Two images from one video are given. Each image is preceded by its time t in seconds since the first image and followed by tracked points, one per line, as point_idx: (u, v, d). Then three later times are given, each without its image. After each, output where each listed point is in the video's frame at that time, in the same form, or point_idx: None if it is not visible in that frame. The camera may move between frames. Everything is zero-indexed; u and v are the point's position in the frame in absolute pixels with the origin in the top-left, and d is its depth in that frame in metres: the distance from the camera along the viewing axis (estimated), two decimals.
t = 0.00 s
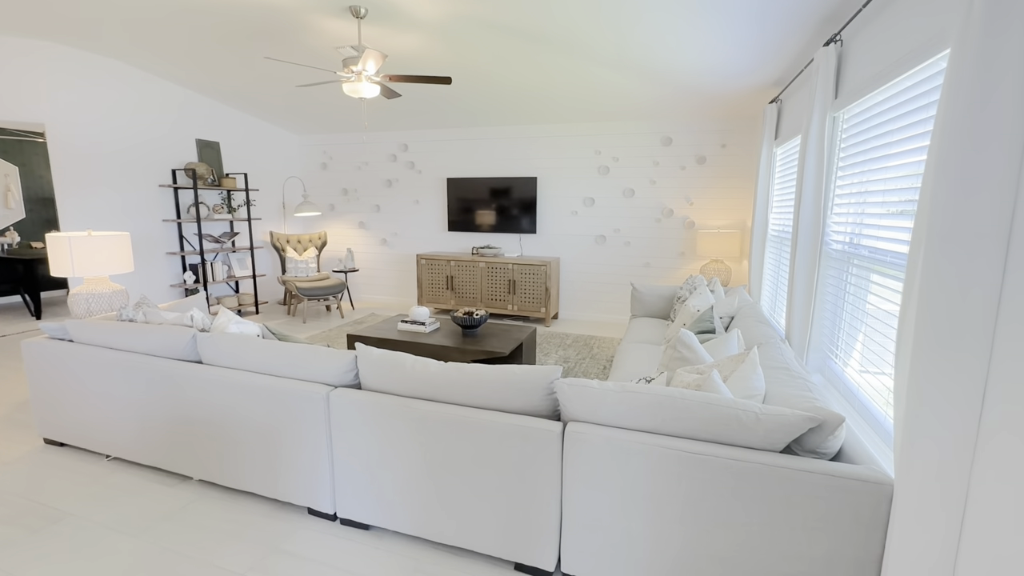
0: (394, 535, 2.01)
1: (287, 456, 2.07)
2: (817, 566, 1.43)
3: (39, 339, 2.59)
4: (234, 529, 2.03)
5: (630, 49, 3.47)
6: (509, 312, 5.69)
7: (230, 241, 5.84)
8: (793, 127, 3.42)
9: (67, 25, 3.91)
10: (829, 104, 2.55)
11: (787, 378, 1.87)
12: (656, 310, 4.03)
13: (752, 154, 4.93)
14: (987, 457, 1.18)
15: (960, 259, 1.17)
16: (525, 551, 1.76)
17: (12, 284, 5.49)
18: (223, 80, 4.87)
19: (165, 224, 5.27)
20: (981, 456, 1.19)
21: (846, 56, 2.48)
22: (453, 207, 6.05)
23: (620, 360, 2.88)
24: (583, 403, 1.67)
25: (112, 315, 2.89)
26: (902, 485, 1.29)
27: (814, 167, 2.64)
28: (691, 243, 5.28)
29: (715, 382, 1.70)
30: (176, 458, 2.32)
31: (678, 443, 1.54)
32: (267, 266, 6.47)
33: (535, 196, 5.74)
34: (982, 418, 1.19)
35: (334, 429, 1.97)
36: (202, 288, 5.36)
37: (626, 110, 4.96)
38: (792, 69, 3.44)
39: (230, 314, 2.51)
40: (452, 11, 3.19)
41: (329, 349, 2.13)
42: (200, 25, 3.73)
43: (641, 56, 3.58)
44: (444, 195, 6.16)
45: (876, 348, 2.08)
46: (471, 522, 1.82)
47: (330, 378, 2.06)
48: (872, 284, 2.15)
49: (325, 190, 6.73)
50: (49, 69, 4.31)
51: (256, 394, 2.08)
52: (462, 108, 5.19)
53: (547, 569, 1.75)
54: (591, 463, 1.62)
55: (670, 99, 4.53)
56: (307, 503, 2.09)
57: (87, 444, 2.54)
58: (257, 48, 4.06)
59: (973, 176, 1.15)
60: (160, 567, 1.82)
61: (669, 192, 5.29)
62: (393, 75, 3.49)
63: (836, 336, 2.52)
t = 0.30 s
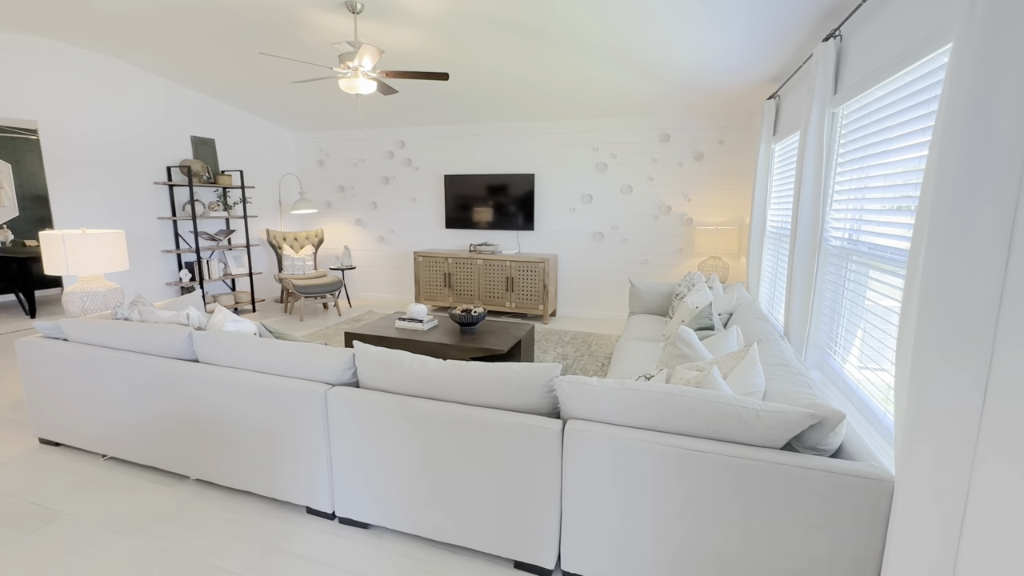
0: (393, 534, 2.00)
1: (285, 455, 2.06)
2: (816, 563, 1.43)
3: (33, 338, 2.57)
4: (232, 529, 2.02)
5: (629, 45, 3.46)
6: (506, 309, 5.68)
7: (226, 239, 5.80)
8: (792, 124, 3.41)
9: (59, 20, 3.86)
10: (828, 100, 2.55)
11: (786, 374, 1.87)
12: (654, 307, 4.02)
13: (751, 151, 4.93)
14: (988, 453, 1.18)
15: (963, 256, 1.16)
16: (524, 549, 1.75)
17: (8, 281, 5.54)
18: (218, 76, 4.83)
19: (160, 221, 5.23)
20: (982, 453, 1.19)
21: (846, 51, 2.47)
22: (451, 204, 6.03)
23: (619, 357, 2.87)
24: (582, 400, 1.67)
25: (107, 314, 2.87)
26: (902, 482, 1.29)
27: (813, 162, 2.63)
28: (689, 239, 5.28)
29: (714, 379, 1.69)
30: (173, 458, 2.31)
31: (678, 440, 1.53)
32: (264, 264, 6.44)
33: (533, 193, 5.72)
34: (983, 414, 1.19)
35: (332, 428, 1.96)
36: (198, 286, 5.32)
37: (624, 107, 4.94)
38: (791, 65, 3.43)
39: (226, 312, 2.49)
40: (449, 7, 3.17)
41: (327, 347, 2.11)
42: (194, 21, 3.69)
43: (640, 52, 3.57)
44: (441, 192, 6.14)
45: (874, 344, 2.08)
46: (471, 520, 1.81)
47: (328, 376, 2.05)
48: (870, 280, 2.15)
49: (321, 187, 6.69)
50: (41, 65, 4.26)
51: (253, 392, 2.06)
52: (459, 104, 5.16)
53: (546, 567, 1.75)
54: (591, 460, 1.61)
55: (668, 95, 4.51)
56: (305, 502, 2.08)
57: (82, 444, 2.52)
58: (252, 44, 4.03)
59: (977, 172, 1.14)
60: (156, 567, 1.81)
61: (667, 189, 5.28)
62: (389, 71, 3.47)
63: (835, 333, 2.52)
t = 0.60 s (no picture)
0: (392, 532, 2.00)
1: (282, 455, 2.05)
2: (814, 559, 1.43)
3: (29, 337, 2.55)
4: (230, 528, 2.02)
5: (626, 42, 3.45)
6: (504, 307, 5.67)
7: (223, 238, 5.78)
8: (790, 120, 3.41)
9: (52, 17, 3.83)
10: (825, 97, 2.55)
11: (784, 371, 1.87)
12: (652, 304, 4.02)
13: (748, 148, 4.92)
14: (987, 449, 1.18)
15: (962, 251, 1.16)
16: (523, 547, 1.75)
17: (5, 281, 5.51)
18: (213, 74, 4.80)
19: (156, 220, 5.21)
20: (980, 449, 1.19)
21: (843, 48, 2.47)
22: (449, 202, 6.02)
23: (617, 355, 2.87)
24: (580, 398, 1.66)
25: (102, 313, 2.85)
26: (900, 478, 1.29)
27: (810, 159, 2.63)
28: (687, 237, 5.28)
29: (713, 375, 1.69)
30: (170, 457, 2.30)
31: (676, 438, 1.53)
32: (261, 262, 6.41)
33: (531, 191, 5.72)
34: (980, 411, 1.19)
35: (329, 427, 1.96)
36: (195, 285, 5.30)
37: (622, 104, 4.93)
38: (788, 62, 3.42)
39: (222, 311, 2.48)
40: (445, 3, 3.15)
41: (324, 346, 2.10)
42: (189, 18, 3.67)
43: (637, 48, 3.55)
44: (439, 190, 6.12)
45: (872, 340, 2.08)
46: (469, 519, 1.81)
47: (325, 375, 2.04)
48: (868, 277, 2.16)
49: (319, 186, 6.67)
50: (34, 62, 4.23)
51: (250, 391, 2.05)
52: (457, 102, 5.13)
53: (544, 565, 1.75)
54: (590, 458, 1.61)
55: (665, 93, 4.50)
56: (303, 501, 2.07)
57: (79, 444, 2.51)
58: (247, 41, 4.00)
59: (975, 168, 1.14)
60: (153, 567, 1.80)
61: (665, 186, 5.28)
62: (386, 68, 3.45)
63: (832, 330, 2.52)
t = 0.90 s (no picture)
0: (391, 532, 2.00)
1: (282, 454, 2.05)
2: (813, 557, 1.43)
3: (28, 338, 2.55)
4: (230, 528, 2.02)
5: (624, 40, 3.44)
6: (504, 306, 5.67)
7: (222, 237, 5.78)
8: (789, 119, 3.41)
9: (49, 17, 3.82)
10: (824, 95, 2.54)
11: (783, 370, 1.87)
12: (652, 303, 4.02)
13: (748, 146, 4.92)
14: (985, 447, 1.18)
15: (960, 250, 1.16)
16: (522, 546, 1.75)
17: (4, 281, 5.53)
18: (212, 73, 4.80)
19: (156, 220, 5.20)
20: (977, 447, 1.19)
21: (842, 46, 2.46)
22: (448, 201, 6.02)
23: (616, 354, 2.87)
24: (580, 397, 1.66)
25: (102, 313, 2.85)
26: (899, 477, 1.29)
27: (810, 156, 2.62)
28: (686, 235, 5.28)
29: (712, 374, 1.69)
30: (170, 457, 2.30)
31: (675, 436, 1.53)
32: (260, 262, 6.41)
33: (530, 189, 5.71)
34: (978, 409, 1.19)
35: (329, 426, 1.96)
36: (194, 285, 5.29)
37: (621, 103, 4.93)
38: (787, 60, 3.41)
39: (222, 311, 2.48)
40: (444, 2, 3.14)
41: (323, 345, 2.10)
42: (186, 17, 3.66)
43: (636, 47, 3.54)
44: (438, 189, 6.12)
45: (871, 338, 2.09)
46: (469, 518, 1.81)
47: (325, 375, 2.04)
48: (867, 275, 2.15)
49: (318, 185, 6.66)
50: (31, 62, 4.22)
51: (249, 391, 2.05)
52: (456, 100, 5.12)
53: (544, 563, 1.75)
54: (589, 457, 1.61)
55: (664, 91, 4.50)
56: (303, 501, 2.07)
57: (79, 444, 2.51)
58: (245, 40, 3.99)
59: (974, 166, 1.13)
60: (153, 567, 1.80)
61: (664, 185, 5.27)
62: (385, 67, 3.44)
63: (832, 328, 2.52)
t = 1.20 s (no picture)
0: (393, 531, 2.01)
1: (284, 455, 2.06)
2: (815, 557, 1.43)
3: (32, 338, 2.56)
4: (233, 528, 2.02)
5: (625, 39, 3.43)
6: (506, 306, 5.67)
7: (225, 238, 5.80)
8: (791, 117, 3.40)
9: (51, 18, 3.83)
10: (827, 93, 2.53)
11: (785, 369, 1.86)
12: (654, 302, 4.02)
13: (750, 145, 4.90)
14: (988, 446, 1.17)
15: (964, 248, 1.15)
16: (523, 546, 1.75)
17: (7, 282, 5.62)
18: (214, 73, 4.81)
19: (159, 220, 5.22)
20: (981, 446, 1.18)
21: (845, 43, 2.45)
22: (450, 201, 6.02)
23: (618, 354, 2.87)
24: (581, 396, 1.66)
25: (105, 314, 2.86)
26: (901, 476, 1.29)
27: (813, 155, 2.61)
28: (689, 234, 5.27)
29: (713, 374, 1.68)
30: (173, 457, 2.31)
31: (676, 436, 1.53)
32: (263, 262, 6.43)
33: (532, 189, 5.71)
34: (981, 408, 1.18)
35: (330, 426, 1.96)
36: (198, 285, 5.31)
37: (623, 101, 4.91)
38: (789, 58, 3.40)
39: (224, 311, 2.48)
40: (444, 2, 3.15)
41: (325, 345, 2.11)
42: (188, 18, 3.66)
43: (638, 45, 3.53)
44: (440, 189, 6.12)
45: (874, 338, 2.08)
46: (470, 518, 1.81)
47: (326, 375, 2.04)
48: (870, 274, 2.14)
49: (320, 185, 6.68)
50: (34, 63, 4.24)
51: (251, 391, 2.06)
52: (457, 100, 5.12)
53: (546, 563, 1.75)
54: (590, 456, 1.61)
55: (666, 90, 4.49)
56: (305, 501, 2.08)
57: (83, 444, 2.52)
58: (248, 41, 3.99)
59: (976, 164, 1.13)
60: (155, 567, 1.81)
61: (666, 184, 5.26)
62: (385, 67, 3.44)
63: (835, 327, 2.51)
